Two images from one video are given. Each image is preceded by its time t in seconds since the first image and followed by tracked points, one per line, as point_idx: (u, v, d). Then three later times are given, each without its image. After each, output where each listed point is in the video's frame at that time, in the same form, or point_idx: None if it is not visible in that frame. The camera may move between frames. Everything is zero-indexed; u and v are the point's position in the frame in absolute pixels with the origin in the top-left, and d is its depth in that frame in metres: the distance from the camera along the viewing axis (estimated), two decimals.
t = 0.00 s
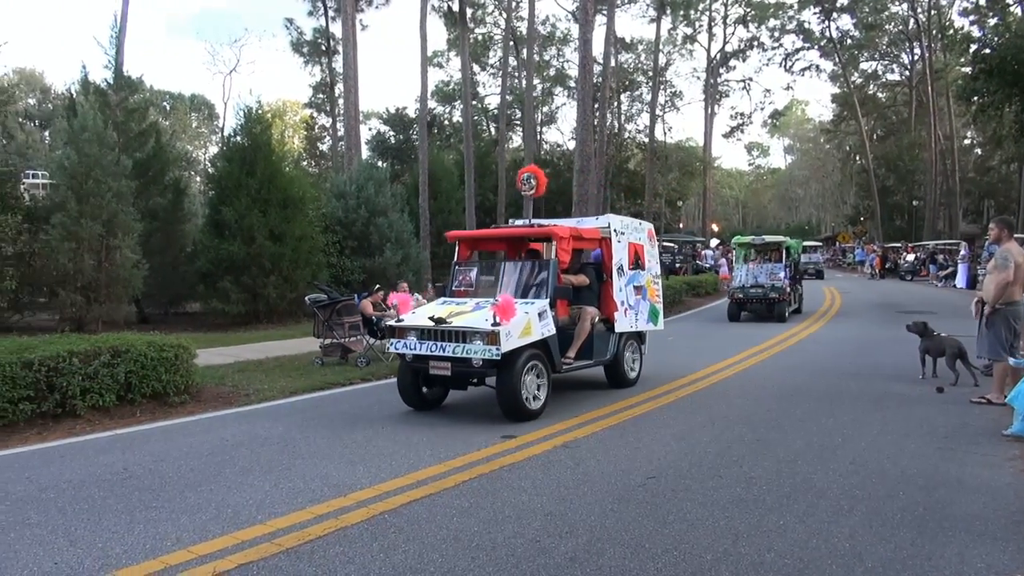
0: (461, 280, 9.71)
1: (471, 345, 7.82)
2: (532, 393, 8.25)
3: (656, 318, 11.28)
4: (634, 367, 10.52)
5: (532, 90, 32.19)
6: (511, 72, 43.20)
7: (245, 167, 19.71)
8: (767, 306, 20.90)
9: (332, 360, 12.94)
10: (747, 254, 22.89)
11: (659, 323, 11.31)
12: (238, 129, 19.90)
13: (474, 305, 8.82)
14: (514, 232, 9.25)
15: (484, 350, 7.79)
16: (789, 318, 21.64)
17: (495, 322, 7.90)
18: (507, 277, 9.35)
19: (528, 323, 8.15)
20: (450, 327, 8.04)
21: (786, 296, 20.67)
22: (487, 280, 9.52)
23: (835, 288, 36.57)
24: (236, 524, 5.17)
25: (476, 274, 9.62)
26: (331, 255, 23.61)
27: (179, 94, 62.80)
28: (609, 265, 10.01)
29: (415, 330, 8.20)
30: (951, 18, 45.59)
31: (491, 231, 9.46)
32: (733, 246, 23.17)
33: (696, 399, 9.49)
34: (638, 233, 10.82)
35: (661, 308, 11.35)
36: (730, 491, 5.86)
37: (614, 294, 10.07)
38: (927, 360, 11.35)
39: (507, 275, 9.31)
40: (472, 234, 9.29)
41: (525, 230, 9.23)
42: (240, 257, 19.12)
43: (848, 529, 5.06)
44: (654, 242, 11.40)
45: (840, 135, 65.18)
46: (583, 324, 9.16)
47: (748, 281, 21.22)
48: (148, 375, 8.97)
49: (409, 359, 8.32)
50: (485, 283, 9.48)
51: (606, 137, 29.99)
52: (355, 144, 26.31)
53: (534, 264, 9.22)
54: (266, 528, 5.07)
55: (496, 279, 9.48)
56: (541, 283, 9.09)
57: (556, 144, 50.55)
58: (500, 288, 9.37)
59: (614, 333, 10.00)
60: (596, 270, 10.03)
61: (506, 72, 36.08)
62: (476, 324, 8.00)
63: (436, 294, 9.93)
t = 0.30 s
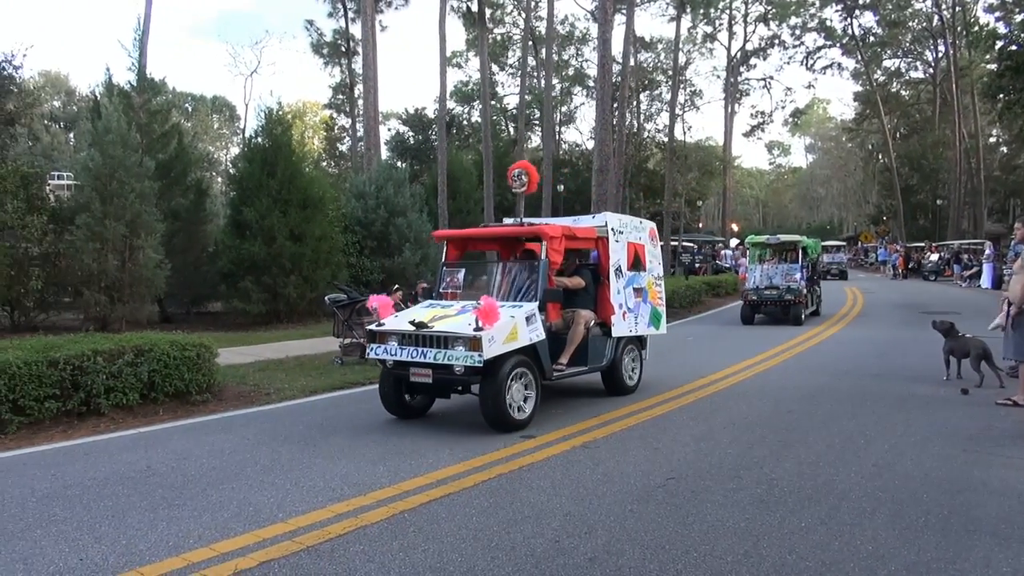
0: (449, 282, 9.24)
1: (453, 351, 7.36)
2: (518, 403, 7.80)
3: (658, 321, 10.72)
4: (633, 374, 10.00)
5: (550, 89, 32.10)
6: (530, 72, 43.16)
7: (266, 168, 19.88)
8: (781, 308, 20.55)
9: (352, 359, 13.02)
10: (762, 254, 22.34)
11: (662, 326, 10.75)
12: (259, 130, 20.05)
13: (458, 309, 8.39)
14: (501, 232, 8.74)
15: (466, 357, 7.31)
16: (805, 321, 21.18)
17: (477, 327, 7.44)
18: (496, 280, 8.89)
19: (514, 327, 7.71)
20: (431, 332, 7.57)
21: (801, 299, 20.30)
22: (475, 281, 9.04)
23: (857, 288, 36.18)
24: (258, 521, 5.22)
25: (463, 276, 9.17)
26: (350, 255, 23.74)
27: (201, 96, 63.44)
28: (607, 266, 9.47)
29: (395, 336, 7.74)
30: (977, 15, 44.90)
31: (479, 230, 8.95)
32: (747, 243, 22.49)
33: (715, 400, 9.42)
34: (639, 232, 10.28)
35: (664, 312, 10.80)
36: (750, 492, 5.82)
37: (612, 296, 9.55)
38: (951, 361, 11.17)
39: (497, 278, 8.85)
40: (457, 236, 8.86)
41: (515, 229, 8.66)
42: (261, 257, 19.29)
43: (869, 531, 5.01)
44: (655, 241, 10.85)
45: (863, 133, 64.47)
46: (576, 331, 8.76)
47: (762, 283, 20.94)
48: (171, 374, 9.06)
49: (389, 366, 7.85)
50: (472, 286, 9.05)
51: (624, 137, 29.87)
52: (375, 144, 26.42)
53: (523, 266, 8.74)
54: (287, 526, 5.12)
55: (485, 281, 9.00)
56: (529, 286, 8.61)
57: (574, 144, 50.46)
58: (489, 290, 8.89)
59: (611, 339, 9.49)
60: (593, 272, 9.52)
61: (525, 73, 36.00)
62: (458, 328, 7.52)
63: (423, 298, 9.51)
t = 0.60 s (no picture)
0: (429, 284, 8.70)
1: (427, 358, 6.88)
2: (499, 414, 7.38)
3: (654, 325, 10.21)
4: (626, 382, 9.45)
5: (565, 89, 32.03)
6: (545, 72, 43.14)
7: (283, 168, 20.01)
8: (793, 310, 20.23)
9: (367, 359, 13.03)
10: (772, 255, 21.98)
11: (659, 331, 10.25)
12: (276, 131, 20.17)
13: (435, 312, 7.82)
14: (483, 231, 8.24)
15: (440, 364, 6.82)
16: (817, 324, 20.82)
17: (451, 333, 6.91)
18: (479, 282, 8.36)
19: (492, 332, 7.18)
20: (405, 337, 7.10)
21: (813, 301, 19.97)
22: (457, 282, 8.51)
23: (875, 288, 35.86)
24: (276, 520, 5.25)
25: (444, 278, 8.64)
26: (366, 255, 23.84)
27: (218, 97, 63.91)
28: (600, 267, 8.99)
29: (369, 340, 7.28)
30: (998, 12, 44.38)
31: (461, 230, 8.45)
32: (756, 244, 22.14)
33: (732, 400, 9.36)
34: (633, 231, 9.77)
35: (661, 315, 10.29)
36: (767, 493, 5.79)
37: (603, 298, 9.03)
38: (972, 362, 11.02)
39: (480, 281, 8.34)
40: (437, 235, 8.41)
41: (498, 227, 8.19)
42: (278, 257, 19.42)
43: (889, 533, 4.97)
44: (653, 242, 10.30)
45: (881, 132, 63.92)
46: (564, 335, 8.21)
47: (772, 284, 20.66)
48: (189, 373, 9.13)
49: (364, 372, 7.41)
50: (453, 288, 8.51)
51: (640, 137, 29.78)
52: (390, 145, 26.50)
53: (506, 267, 8.23)
54: (304, 524, 5.15)
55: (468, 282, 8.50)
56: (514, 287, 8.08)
57: (590, 144, 50.40)
58: (472, 292, 8.34)
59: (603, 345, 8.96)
60: (584, 273, 9.03)
61: (540, 73, 35.94)
62: (432, 333, 7.03)
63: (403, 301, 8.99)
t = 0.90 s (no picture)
0: (412, 286, 8.33)
1: (401, 365, 6.53)
2: (479, 424, 6.98)
3: (654, 330, 9.82)
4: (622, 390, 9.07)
5: (585, 89, 31.94)
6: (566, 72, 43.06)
7: (304, 168, 20.15)
8: (807, 314, 19.80)
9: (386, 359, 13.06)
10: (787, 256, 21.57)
11: (658, 335, 9.86)
12: (297, 131, 20.32)
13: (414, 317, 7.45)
14: (467, 231, 7.88)
15: (414, 371, 6.47)
16: (834, 328, 20.46)
17: (427, 339, 6.56)
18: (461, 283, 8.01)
19: (471, 337, 6.83)
20: (379, 342, 6.74)
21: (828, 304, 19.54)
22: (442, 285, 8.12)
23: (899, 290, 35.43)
24: (297, 518, 5.29)
25: (426, 280, 8.28)
26: (386, 255, 23.95)
27: (240, 97, 64.42)
28: (592, 269, 8.61)
29: (343, 346, 6.92)
30: None
31: (445, 229, 8.09)
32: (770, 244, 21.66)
33: (752, 403, 9.29)
34: (631, 231, 9.36)
35: (660, 319, 9.91)
36: (789, 497, 5.74)
37: (597, 303, 8.65)
38: (997, 366, 10.84)
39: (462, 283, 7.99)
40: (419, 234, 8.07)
41: (481, 227, 7.81)
42: (298, 257, 19.55)
43: (914, 538, 4.91)
44: (652, 242, 9.88)
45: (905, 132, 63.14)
46: (552, 342, 7.90)
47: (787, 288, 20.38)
48: (211, 371, 9.22)
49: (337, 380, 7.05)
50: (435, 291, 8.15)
51: (660, 137, 29.62)
52: (410, 145, 26.56)
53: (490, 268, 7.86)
54: (325, 523, 5.18)
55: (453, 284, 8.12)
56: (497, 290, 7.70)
57: (610, 144, 50.25)
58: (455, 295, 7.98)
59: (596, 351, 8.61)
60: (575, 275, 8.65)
61: (560, 73, 35.81)
62: (407, 339, 6.69)
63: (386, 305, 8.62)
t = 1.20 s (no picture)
0: (406, 287, 8.23)
1: (383, 371, 6.31)
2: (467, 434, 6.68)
3: (665, 334, 9.65)
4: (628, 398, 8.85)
5: (617, 89, 31.77)
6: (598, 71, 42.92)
7: (337, 169, 20.37)
8: (836, 317, 19.37)
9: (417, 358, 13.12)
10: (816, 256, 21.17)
11: (669, 339, 9.69)
12: (330, 132, 20.57)
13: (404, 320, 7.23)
14: (464, 229, 7.77)
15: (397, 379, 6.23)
16: (868, 331, 20.04)
17: (410, 344, 6.31)
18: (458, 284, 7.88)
19: (459, 343, 6.53)
20: (362, 347, 6.53)
21: (859, 307, 19.09)
22: (441, 285, 8.02)
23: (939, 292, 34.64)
24: (332, 515, 5.35)
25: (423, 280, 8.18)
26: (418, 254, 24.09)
27: (275, 99, 65.26)
28: (596, 270, 8.46)
29: (327, 350, 6.72)
30: None
31: (442, 228, 8.00)
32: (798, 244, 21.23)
33: (787, 405, 9.16)
34: (639, 231, 9.24)
35: (671, 323, 9.73)
36: (826, 501, 5.66)
37: (601, 306, 8.51)
38: None
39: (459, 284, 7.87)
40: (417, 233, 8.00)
41: (477, 227, 7.69)
42: (332, 256, 19.75)
43: (957, 545, 4.81)
44: (664, 242, 9.79)
45: (945, 129, 61.77)
46: (551, 347, 7.67)
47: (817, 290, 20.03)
48: (247, 370, 9.37)
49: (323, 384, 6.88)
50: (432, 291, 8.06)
51: (692, 136, 29.37)
52: (442, 145, 26.67)
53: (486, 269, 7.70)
54: (359, 520, 5.24)
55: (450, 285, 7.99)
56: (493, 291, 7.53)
57: (642, 143, 49.97)
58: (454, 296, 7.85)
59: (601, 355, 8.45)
60: (581, 276, 8.51)
61: (592, 72, 35.63)
62: (391, 344, 6.45)
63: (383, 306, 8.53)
